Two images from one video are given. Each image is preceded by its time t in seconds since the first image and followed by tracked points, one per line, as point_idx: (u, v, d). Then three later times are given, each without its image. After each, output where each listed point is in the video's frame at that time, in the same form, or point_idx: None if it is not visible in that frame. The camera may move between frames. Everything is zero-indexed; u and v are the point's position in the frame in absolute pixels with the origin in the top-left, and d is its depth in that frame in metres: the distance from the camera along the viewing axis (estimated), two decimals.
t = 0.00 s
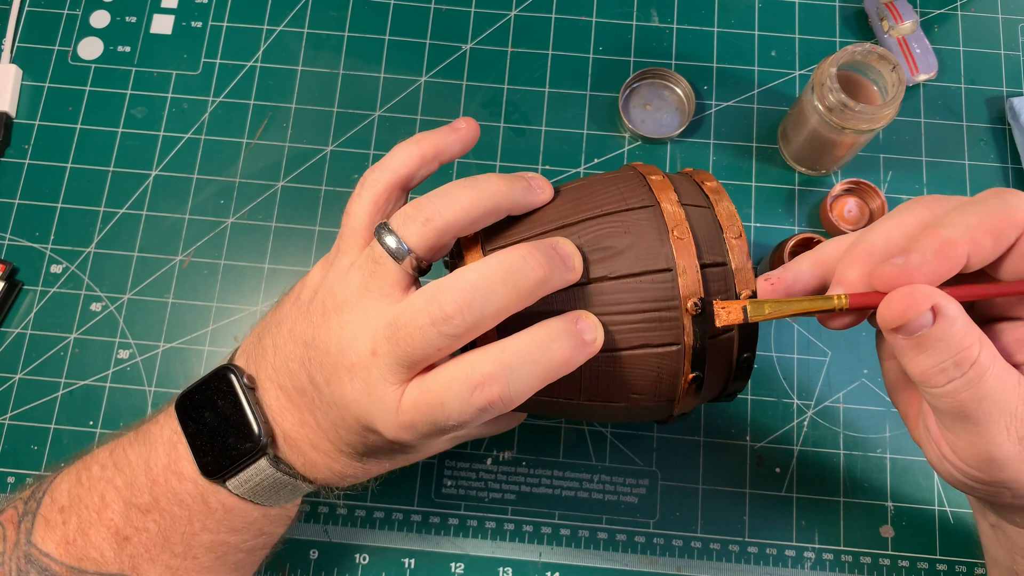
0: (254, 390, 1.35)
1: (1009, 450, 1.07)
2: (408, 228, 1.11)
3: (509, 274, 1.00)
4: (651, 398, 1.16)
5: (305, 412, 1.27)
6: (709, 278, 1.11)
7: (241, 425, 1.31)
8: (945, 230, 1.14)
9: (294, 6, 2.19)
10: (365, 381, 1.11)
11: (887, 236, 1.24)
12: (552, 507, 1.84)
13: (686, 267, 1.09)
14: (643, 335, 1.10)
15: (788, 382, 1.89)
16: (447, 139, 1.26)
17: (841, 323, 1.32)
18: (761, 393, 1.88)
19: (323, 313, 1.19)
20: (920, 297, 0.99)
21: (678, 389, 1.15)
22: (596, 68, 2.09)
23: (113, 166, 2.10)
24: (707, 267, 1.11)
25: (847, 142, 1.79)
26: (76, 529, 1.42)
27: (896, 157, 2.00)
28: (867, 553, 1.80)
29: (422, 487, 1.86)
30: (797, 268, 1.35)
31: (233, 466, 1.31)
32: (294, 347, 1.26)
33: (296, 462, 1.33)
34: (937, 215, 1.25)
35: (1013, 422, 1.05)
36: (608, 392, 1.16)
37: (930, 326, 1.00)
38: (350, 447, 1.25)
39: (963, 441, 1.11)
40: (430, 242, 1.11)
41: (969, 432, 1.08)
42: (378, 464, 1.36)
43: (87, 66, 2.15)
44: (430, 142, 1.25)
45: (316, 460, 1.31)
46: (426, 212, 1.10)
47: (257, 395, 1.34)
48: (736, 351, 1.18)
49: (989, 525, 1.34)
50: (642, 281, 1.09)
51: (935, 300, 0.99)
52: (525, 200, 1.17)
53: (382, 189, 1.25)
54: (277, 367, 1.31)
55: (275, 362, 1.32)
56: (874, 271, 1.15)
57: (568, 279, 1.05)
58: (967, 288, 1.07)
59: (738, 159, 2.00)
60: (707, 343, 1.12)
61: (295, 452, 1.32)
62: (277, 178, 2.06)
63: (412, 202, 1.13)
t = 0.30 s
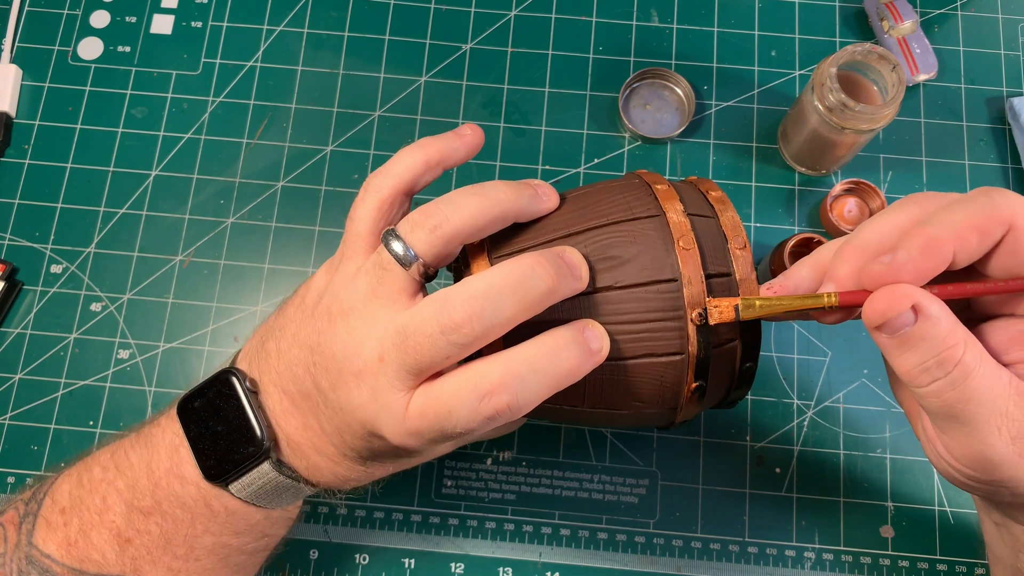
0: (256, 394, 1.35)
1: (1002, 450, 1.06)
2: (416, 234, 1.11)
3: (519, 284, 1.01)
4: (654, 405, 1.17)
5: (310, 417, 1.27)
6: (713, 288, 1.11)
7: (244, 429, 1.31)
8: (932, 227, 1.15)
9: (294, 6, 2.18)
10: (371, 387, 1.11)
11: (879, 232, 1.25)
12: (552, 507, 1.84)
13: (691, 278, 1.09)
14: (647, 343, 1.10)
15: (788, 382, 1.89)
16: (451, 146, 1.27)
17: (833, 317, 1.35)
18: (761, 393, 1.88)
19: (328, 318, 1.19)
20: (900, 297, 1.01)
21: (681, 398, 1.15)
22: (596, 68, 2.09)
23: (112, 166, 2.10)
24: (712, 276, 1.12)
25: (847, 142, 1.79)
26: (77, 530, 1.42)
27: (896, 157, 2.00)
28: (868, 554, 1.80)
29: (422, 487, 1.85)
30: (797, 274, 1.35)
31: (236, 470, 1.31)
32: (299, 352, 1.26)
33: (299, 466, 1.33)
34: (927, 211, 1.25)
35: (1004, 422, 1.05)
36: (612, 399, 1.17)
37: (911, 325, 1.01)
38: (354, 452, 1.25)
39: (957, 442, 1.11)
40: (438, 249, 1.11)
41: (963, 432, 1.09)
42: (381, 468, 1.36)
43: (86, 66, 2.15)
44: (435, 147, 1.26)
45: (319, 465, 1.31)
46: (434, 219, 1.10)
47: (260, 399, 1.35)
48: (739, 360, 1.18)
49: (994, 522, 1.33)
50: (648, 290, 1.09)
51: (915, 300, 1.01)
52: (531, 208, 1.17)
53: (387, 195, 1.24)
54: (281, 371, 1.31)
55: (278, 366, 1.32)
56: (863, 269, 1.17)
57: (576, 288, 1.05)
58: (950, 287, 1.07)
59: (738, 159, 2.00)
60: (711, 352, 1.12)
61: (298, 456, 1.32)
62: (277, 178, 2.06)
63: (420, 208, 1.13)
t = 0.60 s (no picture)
0: (258, 396, 1.35)
1: (992, 447, 1.07)
2: (422, 239, 1.11)
3: (526, 289, 1.01)
4: (656, 410, 1.17)
5: (313, 419, 1.27)
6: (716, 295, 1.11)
7: (247, 433, 1.31)
8: (922, 227, 1.15)
9: (295, 6, 2.19)
10: (375, 390, 1.11)
11: (873, 232, 1.25)
12: (552, 507, 1.84)
13: (694, 285, 1.09)
14: (650, 349, 1.10)
15: (788, 382, 1.89)
16: (457, 151, 1.27)
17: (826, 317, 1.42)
18: (761, 393, 1.88)
19: (333, 321, 1.19)
20: (885, 299, 1.02)
21: (683, 404, 1.15)
22: (596, 68, 2.09)
23: (112, 166, 2.10)
24: (716, 284, 1.11)
25: (847, 142, 1.79)
26: (79, 532, 1.42)
27: (896, 157, 2.00)
28: (868, 554, 1.80)
29: (422, 487, 1.86)
30: (796, 278, 1.34)
31: (238, 474, 1.31)
32: (302, 355, 1.26)
33: (301, 468, 1.33)
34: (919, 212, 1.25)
35: (993, 419, 1.05)
36: (615, 404, 1.17)
37: (897, 327, 1.02)
38: (356, 454, 1.25)
39: (949, 440, 1.12)
40: (444, 253, 1.11)
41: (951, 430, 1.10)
42: (383, 471, 1.36)
43: (86, 66, 2.15)
44: (440, 151, 1.26)
45: (321, 467, 1.31)
46: (440, 224, 1.10)
47: (261, 402, 1.35)
48: (740, 367, 1.18)
49: (995, 523, 1.33)
50: (652, 297, 1.10)
51: (901, 303, 1.01)
52: (536, 213, 1.17)
53: (392, 200, 1.24)
54: (284, 374, 1.31)
55: (282, 369, 1.32)
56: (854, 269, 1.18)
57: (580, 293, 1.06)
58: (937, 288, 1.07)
59: (738, 160, 2.00)
60: (713, 359, 1.12)
61: (300, 459, 1.32)
62: (277, 177, 2.06)
63: (426, 212, 1.13)
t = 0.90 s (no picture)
0: (257, 396, 1.35)
1: (992, 452, 1.06)
2: (423, 238, 1.11)
3: (527, 289, 1.01)
4: (656, 411, 1.17)
5: (312, 419, 1.27)
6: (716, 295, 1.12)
7: (246, 432, 1.31)
8: (921, 229, 1.16)
9: (295, 6, 2.19)
10: (375, 391, 1.11)
11: (874, 232, 1.25)
12: (552, 507, 1.84)
13: (694, 286, 1.09)
14: (651, 349, 1.10)
15: (788, 382, 1.89)
16: (458, 152, 1.27)
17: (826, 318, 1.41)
18: (761, 393, 1.88)
19: (333, 321, 1.19)
20: (885, 298, 1.03)
21: (683, 404, 1.15)
22: (596, 68, 2.09)
23: (112, 166, 2.10)
24: (716, 284, 1.12)
25: (847, 142, 1.79)
26: (78, 532, 1.42)
27: (896, 157, 2.00)
28: (867, 553, 1.80)
29: (422, 487, 1.86)
30: (796, 278, 1.35)
31: (237, 473, 1.31)
32: (302, 355, 1.26)
33: (301, 468, 1.33)
34: (919, 212, 1.26)
35: (991, 424, 1.05)
36: (614, 404, 1.17)
37: (896, 327, 1.03)
38: (355, 454, 1.25)
39: (949, 445, 1.12)
40: (444, 253, 1.11)
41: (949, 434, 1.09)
42: (383, 470, 1.36)
43: (86, 66, 2.15)
44: (441, 152, 1.26)
45: (320, 467, 1.31)
46: (442, 224, 1.10)
47: (261, 402, 1.35)
48: (740, 367, 1.18)
49: (995, 523, 1.33)
50: (653, 298, 1.10)
51: (900, 303, 1.02)
52: (536, 213, 1.17)
53: (393, 199, 1.24)
54: (284, 374, 1.31)
55: (281, 368, 1.32)
56: (856, 271, 1.20)
57: (581, 293, 1.05)
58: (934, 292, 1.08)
59: (738, 159, 2.00)
60: (713, 359, 1.12)
61: (300, 459, 1.32)
62: (277, 177, 2.06)
63: (428, 212, 1.12)
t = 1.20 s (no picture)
0: (257, 396, 1.35)
1: (1001, 458, 1.06)
2: (423, 238, 1.10)
3: (526, 288, 1.01)
4: (656, 411, 1.17)
5: (311, 419, 1.27)
6: (715, 295, 1.12)
7: (246, 432, 1.31)
8: (923, 236, 1.16)
9: (295, 6, 2.19)
10: (374, 390, 1.11)
11: (875, 241, 1.24)
12: (552, 507, 1.84)
13: (694, 286, 1.09)
14: (650, 349, 1.10)
15: (788, 382, 1.89)
16: (459, 152, 1.27)
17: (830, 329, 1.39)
18: (761, 393, 1.88)
19: (332, 321, 1.19)
20: (889, 304, 1.04)
21: (683, 404, 1.15)
22: (596, 68, 2.09)
23: (112, 166, 2.10)
24: (715, 285, 1.12)
25: (846, 142, 1.79)
26: (77, 532, 1.42)
27: (896, 157, 2.00)
28: (867, 553, 1.80)
29: (422, 487, 1.86)
30: (797, 282, 1.34)
31: (236, 473, 1.31)
32: (301, 354, 1.26)
33: (300, 468, 1.33)
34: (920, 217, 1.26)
35: (1001, 430, 1.04)
36: (614, 404, 1.17)
37: (902, 332, 1.03)
38: (355, 454, 1.25)
39: (957, 452, 1.11)
40: (443, 253, 1.11)
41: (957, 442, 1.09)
42: (382, 470, 1.36)
43: (86, 66, 2.16)
44: (442, 153, 1.26)
45: (319, 467, 1.31)
46: (441, 223, 1.10)
47: (260, 402, 1.35)
48: (740, 367, 1.18)
49: (995, 524, 1.33)
50: (652, 297, 1.10)
51: (905, 307, 1.02)
52: (536, 213, 1.18)
53: (393, 199, 1.24)
54: (283, 373, 1.31)
55: (281, 368, 1.32)
56: (861, 281, 1.20)
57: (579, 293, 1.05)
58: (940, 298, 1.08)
59: (738, 160, 2.00)
60: (713, 360, 1.12)
61: (299, 459, 1.32)
62: (277, 177, 2.06)
63: (427, 211, 1.12)
